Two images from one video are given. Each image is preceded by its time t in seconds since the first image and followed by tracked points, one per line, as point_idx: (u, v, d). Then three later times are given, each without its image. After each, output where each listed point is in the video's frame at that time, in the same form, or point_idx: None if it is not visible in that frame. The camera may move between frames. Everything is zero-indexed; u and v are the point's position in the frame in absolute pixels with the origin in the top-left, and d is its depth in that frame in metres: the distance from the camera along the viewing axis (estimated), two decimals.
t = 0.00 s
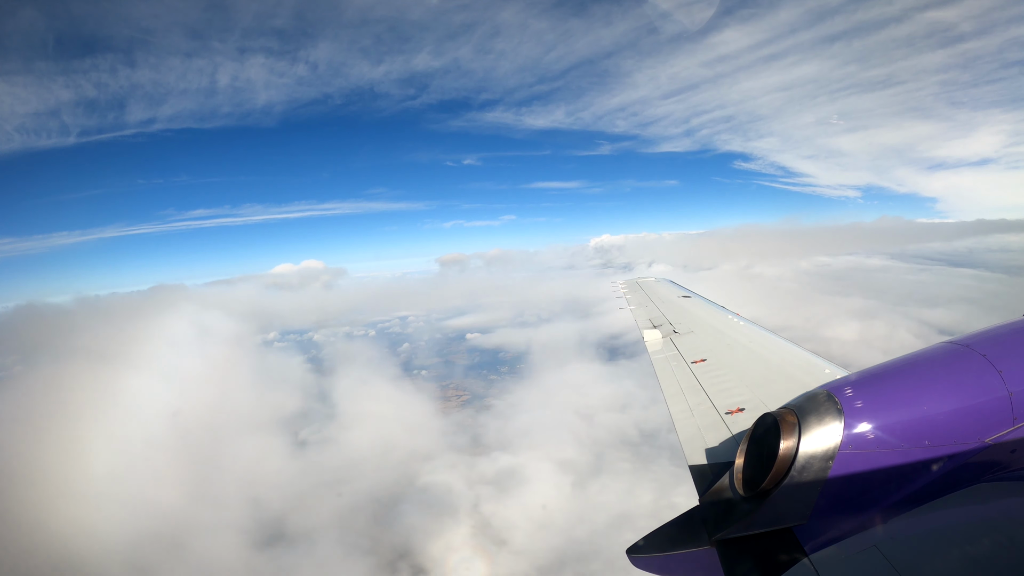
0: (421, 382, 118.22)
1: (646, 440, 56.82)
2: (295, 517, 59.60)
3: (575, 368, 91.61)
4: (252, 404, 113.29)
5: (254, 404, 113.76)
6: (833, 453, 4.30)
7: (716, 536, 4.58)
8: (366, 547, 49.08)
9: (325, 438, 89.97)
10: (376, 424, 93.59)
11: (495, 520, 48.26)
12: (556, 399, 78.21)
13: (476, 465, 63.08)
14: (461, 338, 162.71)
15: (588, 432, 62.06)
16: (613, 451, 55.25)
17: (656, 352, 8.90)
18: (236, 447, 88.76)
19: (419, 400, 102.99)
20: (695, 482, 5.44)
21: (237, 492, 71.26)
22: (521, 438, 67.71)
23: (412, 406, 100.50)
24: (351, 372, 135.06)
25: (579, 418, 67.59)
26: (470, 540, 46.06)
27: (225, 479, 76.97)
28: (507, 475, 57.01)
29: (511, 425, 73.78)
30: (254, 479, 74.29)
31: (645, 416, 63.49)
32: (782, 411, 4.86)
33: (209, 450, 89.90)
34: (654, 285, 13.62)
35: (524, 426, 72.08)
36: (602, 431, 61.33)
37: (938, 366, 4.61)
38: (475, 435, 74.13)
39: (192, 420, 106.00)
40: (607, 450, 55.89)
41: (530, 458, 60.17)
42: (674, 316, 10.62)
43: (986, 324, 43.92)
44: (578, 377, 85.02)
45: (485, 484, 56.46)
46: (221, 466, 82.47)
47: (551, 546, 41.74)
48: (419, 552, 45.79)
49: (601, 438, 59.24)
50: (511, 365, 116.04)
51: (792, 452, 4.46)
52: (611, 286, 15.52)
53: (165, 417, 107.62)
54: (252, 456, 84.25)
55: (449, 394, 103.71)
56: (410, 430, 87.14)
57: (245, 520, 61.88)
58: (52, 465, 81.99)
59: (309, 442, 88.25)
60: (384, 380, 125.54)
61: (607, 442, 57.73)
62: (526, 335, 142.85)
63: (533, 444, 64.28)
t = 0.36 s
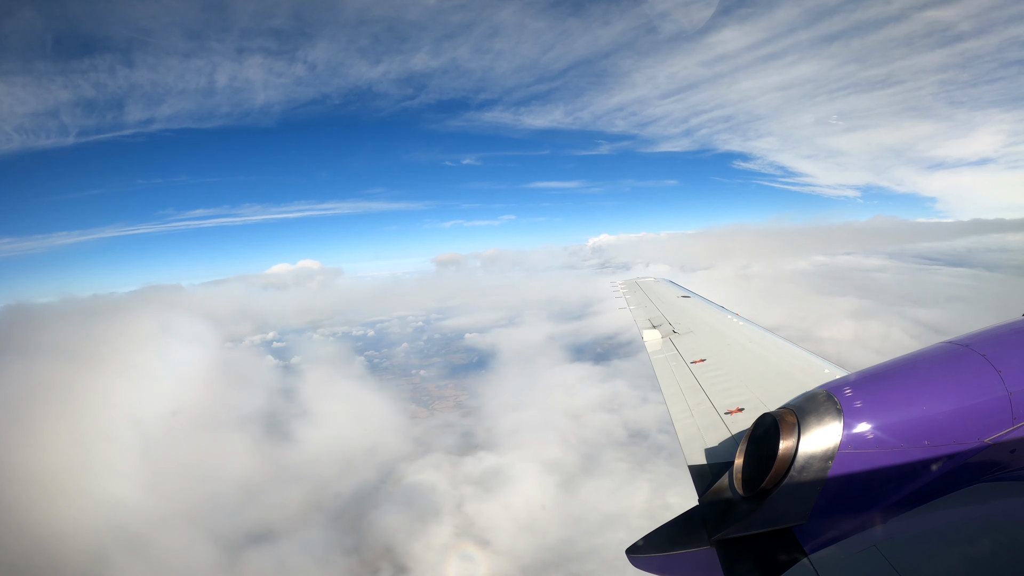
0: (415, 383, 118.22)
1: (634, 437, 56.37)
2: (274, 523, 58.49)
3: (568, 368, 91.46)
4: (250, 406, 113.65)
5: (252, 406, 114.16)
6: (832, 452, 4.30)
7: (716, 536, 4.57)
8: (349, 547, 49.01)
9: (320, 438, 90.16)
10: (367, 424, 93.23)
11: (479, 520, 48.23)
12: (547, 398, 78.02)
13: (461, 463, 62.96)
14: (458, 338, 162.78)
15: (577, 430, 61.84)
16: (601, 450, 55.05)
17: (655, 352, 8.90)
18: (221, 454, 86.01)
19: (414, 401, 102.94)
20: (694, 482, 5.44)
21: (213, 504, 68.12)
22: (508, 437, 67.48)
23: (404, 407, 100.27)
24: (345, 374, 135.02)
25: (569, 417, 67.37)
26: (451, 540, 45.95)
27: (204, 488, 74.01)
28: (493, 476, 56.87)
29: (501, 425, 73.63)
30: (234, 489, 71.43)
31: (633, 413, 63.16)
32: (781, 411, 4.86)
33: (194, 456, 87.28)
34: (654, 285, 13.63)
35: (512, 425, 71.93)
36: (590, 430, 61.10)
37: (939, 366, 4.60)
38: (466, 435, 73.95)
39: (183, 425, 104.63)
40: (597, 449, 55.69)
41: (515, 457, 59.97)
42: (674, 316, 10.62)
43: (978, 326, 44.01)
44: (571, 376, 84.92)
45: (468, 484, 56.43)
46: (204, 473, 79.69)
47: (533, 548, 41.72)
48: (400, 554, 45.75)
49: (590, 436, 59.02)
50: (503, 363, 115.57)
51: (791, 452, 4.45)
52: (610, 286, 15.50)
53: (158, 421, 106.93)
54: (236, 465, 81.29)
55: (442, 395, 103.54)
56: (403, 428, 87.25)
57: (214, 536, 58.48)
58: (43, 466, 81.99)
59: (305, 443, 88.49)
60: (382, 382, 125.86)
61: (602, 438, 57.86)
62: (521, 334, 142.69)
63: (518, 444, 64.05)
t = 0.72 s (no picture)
0: (407, 383, 117.88)
1: (623, 437, 56.05)
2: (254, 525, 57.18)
3: (561, 369, 91.22)
4: (246, 409, 113.75)
5: (249, 409, 114.29)
6: (831, 452, 4.30)
7: (715, 536, 4.58)
8: (334, 546, 48.68)
9: (316, 438, 90.25)
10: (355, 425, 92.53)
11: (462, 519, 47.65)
12: (539, 399, 77.75)
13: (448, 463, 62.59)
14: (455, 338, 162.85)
15: (567, 430, 61.52)
16: (591, 451, 54.81)
17: (654, 352, 8.89)
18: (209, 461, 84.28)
19: (408, 401, 102.64)
20: (694, 482, 5.43)
21: (196, 508, 66.50)
22: (495, 437, 66.97)
23: (395, 408, 99.71)
24: (338, 375, 134.46)
25: (559, 417, 67.12)
26: (433, 540, 45.44)
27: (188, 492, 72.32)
28: (478, 475, 56.40)
29: (491, 424, 73.22)
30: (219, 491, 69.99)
31: (622, 413, 62.85)
32: (780, 411, 4.86)
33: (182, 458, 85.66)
34: (653, 286, 13.61)
35: (500, 425, 71.37)
36: (579, 430, 60.77)
37: (937, 366, 4.61)
38: (456, 435, 73.64)
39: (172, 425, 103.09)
40: (590, 449, 55.57)
41: (501, 456, 59.52)
42: (673, 316, 10.62)
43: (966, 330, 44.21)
44: (568, 375, 84.96)
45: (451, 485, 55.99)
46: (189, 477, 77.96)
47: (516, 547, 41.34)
48: (382, 555, 45.27)
49: (584, 435, 58.96)
50: (495, 363, 114.95)
51: (790, 452, 4.45)
52: (610, 286, 15.49)
53: (148, 422, 105.64)
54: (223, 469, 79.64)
55: (434, 394, 103.13)
56: (398, 425, 87.16)
57: (191, 540, 56.78)
58: (32, 460, 81.47)
59: (302, 443, 88.67)
60: (378, 381, 125.82)
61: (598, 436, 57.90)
62: (514, 334, 142.36)
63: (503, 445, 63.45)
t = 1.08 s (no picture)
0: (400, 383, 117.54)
1: (613, 436, 55.84)
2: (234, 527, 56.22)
3: (553, 368, 90.95)
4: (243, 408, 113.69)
5: (245, 408, 114.19)
6: (831, 452, 4.30)
7: (715, 536, 4.57)
8: (319, 545, 48.19)
9: (311, 434, 90.15)
10: (345, 424, 92.18)
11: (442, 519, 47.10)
12: (529, 398, 77.48)
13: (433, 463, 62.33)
14: (452, 336, 162.63)
15: (563, 429, 61.44)
16: (581, 451, 54.56)
17: (654, 352, 8.90)
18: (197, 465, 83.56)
19: (403, 399, 102.57)
20: (693, 482, 5.44)
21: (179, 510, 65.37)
22: (482, 437, 66.61)
23: (386, 407, 99.38)
24: (331, 377, 134.15)
25: (551, 417, 66.94)
26: (415, 539, 44.92)
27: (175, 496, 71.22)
28: (462, 475, 56.17)
29: (479, 424, 72.86)
30: (204, 493, 69.30)
31: (613, 412, 62.66)
32: (779, 411, 4.86)
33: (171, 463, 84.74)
34: (652, 286, 13.64)
35: (488, 424, 70.97)
36: (570, 430, 60.55)
37: (935, 366, 4.62)
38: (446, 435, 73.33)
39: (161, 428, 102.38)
40: (585, 447, 55.46)
41: (494, 455, 59.21)
42: (672, 317, 10.63)
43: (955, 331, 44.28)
44: (564, 375, 84.94)
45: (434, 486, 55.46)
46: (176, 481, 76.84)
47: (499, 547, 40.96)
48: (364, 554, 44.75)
49: (579, 434, 58.87)
50: (488, 362, 114.76)
51: (789, 453, 4.45)
52: (609, 286, 15.50)
53: (137, 423, 104.71)
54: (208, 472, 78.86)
55: (425, 395, 102.78)
56: (394, 423, 87.10)
57: (172, 542, 55.77)
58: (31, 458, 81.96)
59: (296, 440, 88.47)
60: (375, 380, 125.68)
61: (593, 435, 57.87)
62: (511, 333, 142.21)
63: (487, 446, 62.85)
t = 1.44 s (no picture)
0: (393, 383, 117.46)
1: (606, 435, 55.57)
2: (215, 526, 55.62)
3: (546, 369, 90.74)
4: (239, 405, 113.44)
5: (240, 405, 113.97)
6: (831, 452, 4.29)
7: (715, 536, 4.57)
8: (303, 544, 47.75)
9: (306, 433, 89.91)
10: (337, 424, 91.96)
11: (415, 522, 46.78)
12: (521, 398, 77.30)
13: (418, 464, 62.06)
14: (449, 335, 162.33)
15: (559, 428, 61.26)
16: (571, 451, 54.32)
17: (654, 352, 8.88)
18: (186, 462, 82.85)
19: (399, 399, 102.38)
20: (693, 482, 5.43)
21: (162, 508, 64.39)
22: (473, 436, 66.30)
23: (379, 407, 99.20)
24: (326, 379, 133.94)
25: (547, 416, 66.76)
26: (399, 539, 44.59)
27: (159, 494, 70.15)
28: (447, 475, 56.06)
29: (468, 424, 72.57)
30: (193, 490, 68.97)
31: (606, 411, 62.40)
32: (779, 411, 4.85)
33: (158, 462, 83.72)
34: (652, 286, 13.64)
35: (476, 425, 70.69)
36: (565, 430, 60.32)
37: (936, 366, 4.61)
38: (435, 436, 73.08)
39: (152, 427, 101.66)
40: (580, 445, 55.26)
41: (488, 454, 58.96)
42: (672, 317, 10.63)
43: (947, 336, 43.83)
44: (560, 374, 84.73)
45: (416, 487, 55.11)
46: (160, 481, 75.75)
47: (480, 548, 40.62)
48: (346, 553, 44.36)
49: (575, 433, 58.68)
50: (482, 362, 114.64)
51: (789, 452, 4.45)
52: (609, 286, 15.49)
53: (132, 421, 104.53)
54: (196, 470, 78.23)
55: (419, 394, 102.61)
56: (390, 421, 86.82)
57: (155, 537, 55.04)
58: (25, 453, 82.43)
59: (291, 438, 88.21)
60: (372, 379, 125.48)
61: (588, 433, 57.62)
62: (509, 333, 141.82)
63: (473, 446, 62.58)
